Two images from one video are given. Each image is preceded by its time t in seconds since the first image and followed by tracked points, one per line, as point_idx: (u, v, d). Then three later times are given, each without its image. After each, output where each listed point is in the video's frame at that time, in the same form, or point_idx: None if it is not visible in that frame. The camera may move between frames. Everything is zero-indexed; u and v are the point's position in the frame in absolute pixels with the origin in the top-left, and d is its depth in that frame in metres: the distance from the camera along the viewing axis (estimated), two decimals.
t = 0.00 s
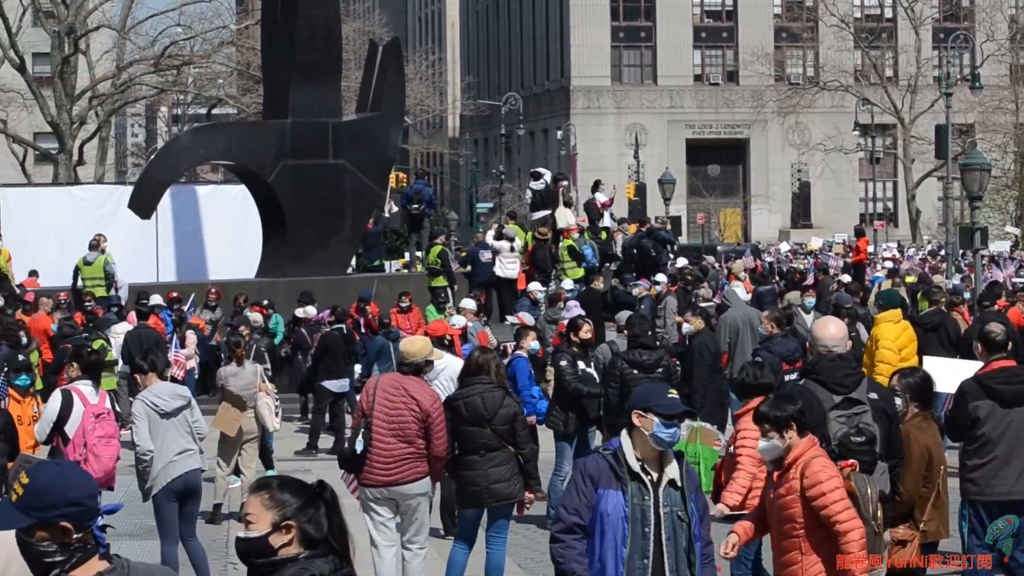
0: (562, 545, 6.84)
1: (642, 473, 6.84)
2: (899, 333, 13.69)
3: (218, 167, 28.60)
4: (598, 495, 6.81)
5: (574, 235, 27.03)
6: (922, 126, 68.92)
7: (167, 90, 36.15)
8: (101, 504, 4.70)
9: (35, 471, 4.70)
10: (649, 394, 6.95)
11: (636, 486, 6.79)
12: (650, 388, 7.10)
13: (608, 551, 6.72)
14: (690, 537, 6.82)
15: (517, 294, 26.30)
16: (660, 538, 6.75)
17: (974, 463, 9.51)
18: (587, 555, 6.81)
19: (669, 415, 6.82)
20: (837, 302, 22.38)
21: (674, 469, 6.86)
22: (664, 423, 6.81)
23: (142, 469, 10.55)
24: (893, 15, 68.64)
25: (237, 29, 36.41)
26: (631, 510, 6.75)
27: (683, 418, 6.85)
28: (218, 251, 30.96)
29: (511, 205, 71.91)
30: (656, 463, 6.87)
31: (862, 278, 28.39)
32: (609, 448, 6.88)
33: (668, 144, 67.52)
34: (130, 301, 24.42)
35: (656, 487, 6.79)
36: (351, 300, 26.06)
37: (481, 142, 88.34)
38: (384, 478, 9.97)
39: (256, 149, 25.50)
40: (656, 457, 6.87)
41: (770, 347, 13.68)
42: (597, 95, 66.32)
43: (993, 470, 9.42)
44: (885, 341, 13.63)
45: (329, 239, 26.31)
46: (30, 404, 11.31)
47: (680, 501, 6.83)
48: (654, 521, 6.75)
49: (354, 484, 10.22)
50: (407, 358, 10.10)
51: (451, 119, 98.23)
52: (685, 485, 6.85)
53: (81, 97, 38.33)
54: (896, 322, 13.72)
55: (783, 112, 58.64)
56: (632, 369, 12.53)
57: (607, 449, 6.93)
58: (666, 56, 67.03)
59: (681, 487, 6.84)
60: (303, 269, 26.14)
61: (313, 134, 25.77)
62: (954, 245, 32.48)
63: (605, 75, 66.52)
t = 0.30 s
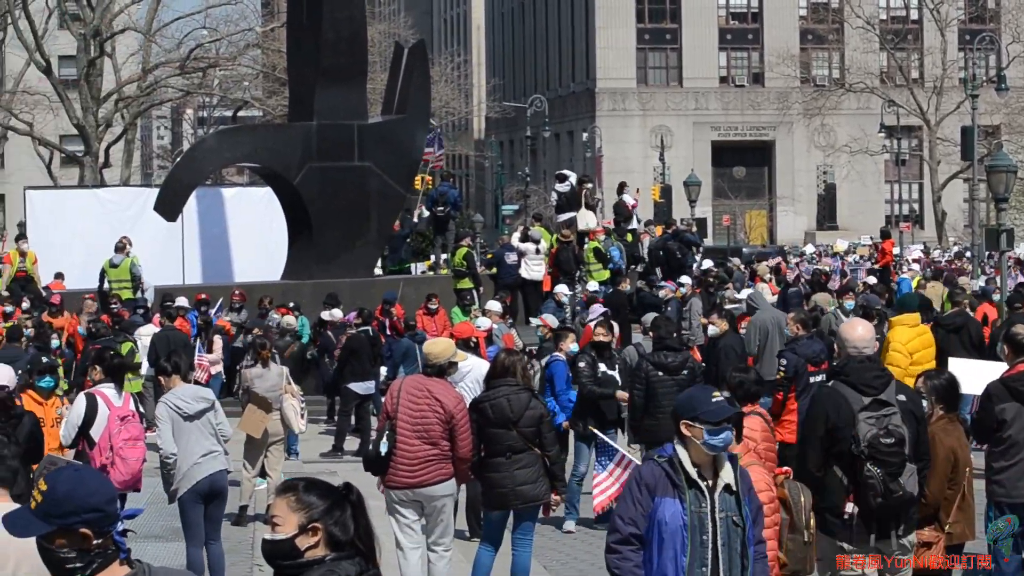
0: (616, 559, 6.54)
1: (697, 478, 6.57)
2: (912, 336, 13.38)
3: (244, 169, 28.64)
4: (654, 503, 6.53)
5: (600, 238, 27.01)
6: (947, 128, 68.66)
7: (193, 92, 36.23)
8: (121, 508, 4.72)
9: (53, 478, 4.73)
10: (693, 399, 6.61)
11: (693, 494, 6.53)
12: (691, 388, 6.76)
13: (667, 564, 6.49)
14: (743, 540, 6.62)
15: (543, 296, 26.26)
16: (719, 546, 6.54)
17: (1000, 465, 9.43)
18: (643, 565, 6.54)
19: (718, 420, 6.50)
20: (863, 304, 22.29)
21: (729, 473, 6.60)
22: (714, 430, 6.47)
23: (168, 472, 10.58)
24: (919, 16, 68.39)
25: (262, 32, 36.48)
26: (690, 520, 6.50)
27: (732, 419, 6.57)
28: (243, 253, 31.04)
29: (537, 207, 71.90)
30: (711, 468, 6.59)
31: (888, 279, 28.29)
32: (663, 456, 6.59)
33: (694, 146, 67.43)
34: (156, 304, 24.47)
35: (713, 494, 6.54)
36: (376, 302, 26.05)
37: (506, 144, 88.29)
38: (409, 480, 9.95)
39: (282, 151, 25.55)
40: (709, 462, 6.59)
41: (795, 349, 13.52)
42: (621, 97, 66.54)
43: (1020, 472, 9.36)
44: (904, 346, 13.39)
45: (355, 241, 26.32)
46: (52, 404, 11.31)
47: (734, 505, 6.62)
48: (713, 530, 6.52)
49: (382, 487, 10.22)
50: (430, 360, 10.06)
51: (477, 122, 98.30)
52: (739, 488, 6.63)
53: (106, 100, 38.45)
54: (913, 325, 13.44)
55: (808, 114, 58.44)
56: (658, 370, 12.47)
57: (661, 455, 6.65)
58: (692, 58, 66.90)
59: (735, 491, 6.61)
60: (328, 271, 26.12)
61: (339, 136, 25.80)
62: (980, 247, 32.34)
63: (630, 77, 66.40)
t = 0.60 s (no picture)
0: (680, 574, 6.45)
1: (756, 485, 6.52)
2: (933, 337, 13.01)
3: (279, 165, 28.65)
4: (714, 516, 6.47)
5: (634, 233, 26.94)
6: (982, 122, 68.15)
7: (227, 88, 36.21)
8: (157, 500, 4.97)
9: (88, 471, 4.98)
10: (744, 405, 6.57)
11: (753, 504, 6.46)
12: (741, 393, 6.69)
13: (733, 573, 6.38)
14: (809, 544, 6.54)
15: (578, 292, 26.18)
16: (784, 551, 6.44)
17: None
18: None
19: (773, 424, 6.47)
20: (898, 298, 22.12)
21: (789, 475, 6.52)
22: (767, 436, 6.44)
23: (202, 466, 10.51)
24: (954, 11, 67.92)
25: (296, 27, 36.47)
26: (752, 528, 6.42)
27: (788, 421, 6.51)
28: (278, 248, 31.05)
29: (571, 202, 71.79)
30: (769, 473, 6.55)
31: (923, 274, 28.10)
32: (720, 466, 6.52)
33: (728, 140, 67.15)
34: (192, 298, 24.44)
35: (773, 499, 6.49)
36: (411, 297, 25.99)
37: (541, 139, 88.14)
38: (443, 476, 9.88)
39: (316, 146, 25.47)
40: (766, 466, 6.55)
41: (830, 342, 13.40)
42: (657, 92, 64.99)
43: None
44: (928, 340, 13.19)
45: (390, 236, 26.28)
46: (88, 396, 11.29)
47: (797, 509, 6.55)
48: (777, 537, 6.43)
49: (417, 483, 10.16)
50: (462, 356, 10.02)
51: (511, 117, 98.28)
52: (800, 490, 6.56)
53: (141, 96, 38.50)
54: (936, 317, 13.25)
55: (842, 109, 58.00)
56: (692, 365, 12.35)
57: (717, 466, 6.57)
58: (726, 52, 66.59)
59: (797, 494, 6.54)
60: (362, 266, 26.03)
61: (374, 132, 25.77)
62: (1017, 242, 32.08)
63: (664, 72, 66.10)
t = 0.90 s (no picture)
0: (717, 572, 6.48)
1: (787, 484, 6.53)
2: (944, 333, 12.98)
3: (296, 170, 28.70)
4: (744, 516, 6.49)
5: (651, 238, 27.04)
6: (1000, 126, 67.93)
7: (244, 92, 36.26)
8: (177, 500, 5.00)
9: (109, 468, 5.03)
10: (778, 402, 6.56)
11: (784, 503, 6.47)
12: (776, 391, 6.69)
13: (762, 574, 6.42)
14: (845, 542, 6.51)
15: (595, 296, 26.15)
16: (816, 550, 6.44)
17: None
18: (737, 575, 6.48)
19: (803, 424, 6.46)
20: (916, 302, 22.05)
21: (821, 473, 6.53)
22: (800, 434, 6.45)
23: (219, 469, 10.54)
24: (971, 14, 67.74)
25: (313, 32, 36.55)
26: (783, 529, 6.44)
27: (821, 420, 6.49)
28: (294, 252, 31.10)
29: (589, 206, 71.82)
30: (801, 471, 6.55)
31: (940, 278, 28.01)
32: (750, 466, 6.55)
33: (745, 144, 67.11)
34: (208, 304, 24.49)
35: (805, 499, 6.49)
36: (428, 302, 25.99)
37: (558, 143, 88.21)
38: (456, 480, 9.90)
39: (333, 151, 25.50)
40: (799, 465, 6.55)
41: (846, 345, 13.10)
42: (674, 96, 65.88)
43: None
44: (936, 342, 13.20)
45: (406, 241, 26.31)
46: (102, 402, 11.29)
47: (831, 507, 6.54)
48: (808, 537, 6.45)
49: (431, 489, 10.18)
50: (476, 360, 10.10)
51: (529, 121, 98.42)
52: (834, 488, 6.56)
53: (158, 101, 38.63)
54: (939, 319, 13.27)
55: (859, 112, 57.82)
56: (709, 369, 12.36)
57: (747, 466, 6.58)
58: (743, 56, 66.56)
59: (831, 492, 6.54)
60: (379, 271, 26.11)
61: (391, 137, 25.78)
62: None
63: (681, 76, 66.02)
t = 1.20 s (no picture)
0: None
1: (840, 492, 6.50)
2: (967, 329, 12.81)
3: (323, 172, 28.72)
4: (797, 523, 6.46)
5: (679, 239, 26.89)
6: None
7: (271, 95, 36.28)
8: (204, 495, 5.10)
9: (142, 469, 5.15)
10: (836, 407, 6.55)
11: (837, 510, 6.44)
12: (830, 399, 6.69)
13: None
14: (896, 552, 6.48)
15: (622, 297, 26.11)
16: (867, 560, 6.42)
17: None
18: None
19: (861, 429, 6.43)
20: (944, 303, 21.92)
21: (874, 482, 6.51)
22: (859, 438, 6.41)
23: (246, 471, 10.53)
24: (999, 13, 67.32)
25: (339, 33, 36.56)
26: (835, 535, 6.41)
27: (877, 427, 6.46)
28: (321, 254, 31.08)
29: (616, 207, 71.65)
30: (853, 480, 6.53)
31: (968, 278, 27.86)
32: (803, 471, 6.52)
33: (772, 145, 66.86)
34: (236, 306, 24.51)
35: (856, 507, 6.46)
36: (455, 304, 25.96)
37: (585, 145, 88.08)
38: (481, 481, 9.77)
39: (360, 153, 25.50)
40: (852, 473, 6.53)
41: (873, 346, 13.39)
42: (701, 98, 65.38)
43: None
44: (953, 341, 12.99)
45: (433, 242, 26.30)
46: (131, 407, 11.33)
47: (883, 517, 6.51)
48: (860, 545, 6.42)
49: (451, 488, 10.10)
50: (500, 361, 10.06)
51: (555, 123, 98.30)
52: (886, 498, 6.53)
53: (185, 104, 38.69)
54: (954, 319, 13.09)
55: (885, 113, 57.44)
56: (740, 371, 12.39)
57: (798, 471, 6.55)
58: (769, 57, 66.28)
59: (882, 501, 6.51)
60: (406, 273, 26.06)
61: (417, 139, 25.78)
62: None
63: (707, 77, 65.69)
